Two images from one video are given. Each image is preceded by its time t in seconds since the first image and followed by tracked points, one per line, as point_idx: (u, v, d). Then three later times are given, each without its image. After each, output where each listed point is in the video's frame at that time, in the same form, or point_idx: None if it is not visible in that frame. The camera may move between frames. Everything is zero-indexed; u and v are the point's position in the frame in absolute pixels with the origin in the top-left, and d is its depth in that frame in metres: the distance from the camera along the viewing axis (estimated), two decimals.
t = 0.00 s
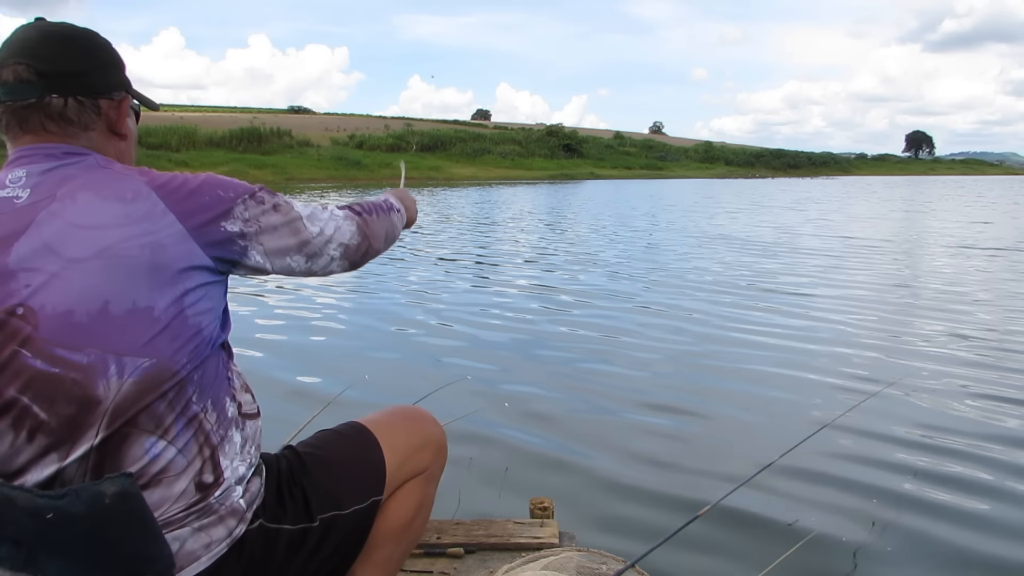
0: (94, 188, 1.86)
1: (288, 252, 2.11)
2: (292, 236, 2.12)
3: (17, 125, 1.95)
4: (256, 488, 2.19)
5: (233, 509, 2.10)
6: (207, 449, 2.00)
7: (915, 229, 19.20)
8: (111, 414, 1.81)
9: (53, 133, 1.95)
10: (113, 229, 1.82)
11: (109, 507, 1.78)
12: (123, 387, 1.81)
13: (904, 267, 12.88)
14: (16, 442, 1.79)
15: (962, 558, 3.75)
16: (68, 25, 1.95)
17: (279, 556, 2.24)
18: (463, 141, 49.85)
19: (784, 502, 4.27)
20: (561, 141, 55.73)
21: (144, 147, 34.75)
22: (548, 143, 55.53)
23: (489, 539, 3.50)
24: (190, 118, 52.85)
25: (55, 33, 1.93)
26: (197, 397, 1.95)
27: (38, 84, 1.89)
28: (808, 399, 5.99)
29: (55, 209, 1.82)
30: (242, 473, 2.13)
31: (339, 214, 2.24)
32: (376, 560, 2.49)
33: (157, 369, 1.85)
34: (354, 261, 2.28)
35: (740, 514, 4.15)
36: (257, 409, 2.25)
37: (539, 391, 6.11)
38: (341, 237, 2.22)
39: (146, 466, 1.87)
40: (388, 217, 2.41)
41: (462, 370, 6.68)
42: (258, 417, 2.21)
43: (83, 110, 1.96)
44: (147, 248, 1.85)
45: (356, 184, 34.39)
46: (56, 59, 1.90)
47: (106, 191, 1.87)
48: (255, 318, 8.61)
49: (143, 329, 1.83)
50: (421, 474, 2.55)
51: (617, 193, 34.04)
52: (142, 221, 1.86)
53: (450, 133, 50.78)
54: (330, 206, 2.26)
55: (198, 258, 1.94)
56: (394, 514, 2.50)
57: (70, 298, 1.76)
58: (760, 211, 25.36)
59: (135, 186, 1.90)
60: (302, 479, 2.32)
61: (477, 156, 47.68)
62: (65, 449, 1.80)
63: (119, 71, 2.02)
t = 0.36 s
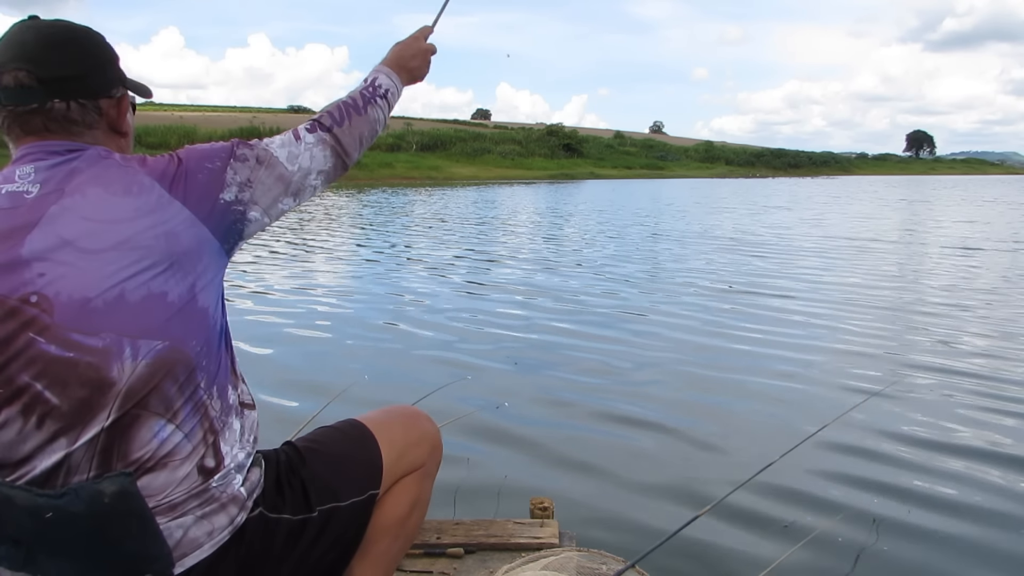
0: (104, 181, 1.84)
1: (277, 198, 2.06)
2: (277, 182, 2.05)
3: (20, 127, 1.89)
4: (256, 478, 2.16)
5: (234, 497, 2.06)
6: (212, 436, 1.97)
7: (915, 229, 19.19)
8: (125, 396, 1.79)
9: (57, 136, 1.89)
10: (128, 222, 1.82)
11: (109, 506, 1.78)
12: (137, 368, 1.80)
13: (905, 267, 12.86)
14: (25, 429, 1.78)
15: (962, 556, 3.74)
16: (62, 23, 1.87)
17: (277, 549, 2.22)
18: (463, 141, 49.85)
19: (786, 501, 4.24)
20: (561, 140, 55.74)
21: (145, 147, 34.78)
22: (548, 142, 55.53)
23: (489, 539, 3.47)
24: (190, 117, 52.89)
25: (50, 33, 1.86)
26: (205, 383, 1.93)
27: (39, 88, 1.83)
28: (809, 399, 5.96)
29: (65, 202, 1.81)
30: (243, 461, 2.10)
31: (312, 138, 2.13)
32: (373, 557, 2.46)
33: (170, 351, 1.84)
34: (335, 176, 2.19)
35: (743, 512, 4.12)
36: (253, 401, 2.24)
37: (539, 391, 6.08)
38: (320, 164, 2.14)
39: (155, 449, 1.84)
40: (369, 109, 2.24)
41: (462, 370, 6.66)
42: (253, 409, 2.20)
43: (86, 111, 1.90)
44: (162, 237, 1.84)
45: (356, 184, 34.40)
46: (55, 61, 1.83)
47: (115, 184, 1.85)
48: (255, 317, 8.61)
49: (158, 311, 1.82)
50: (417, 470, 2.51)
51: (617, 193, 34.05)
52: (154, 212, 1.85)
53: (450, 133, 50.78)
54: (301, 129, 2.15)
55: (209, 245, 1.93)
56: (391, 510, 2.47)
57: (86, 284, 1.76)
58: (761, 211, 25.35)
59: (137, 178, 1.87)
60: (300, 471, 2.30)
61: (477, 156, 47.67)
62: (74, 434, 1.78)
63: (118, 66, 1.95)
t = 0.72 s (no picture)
0: (106, 184, 1.87)
1: (284, 216, 2.09)
2: (287, 200, 2.10)
3: (25, 132, 1.95)
4: (257, 481, 2.19)
5: (233, 499, 2.09)
6: (211, 440, 2.00)
7: (915, 229, 19.23)
8: (120, 399, 1.81)
9: (57, 139, 1.93)
10: (127, 223, 1.85)
11: (109, 507, 1.81)
12: (133, 371, 1.82)
13: (903, 267, 12.89)
14: (23, 429, 1.79)
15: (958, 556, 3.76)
16: (67, 27, 1.92)
17: (278, 551, 2.24)
18: (463, 141, 49.90)
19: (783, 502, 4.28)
20: (561, 141, 55.78)
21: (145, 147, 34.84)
22: (548, 143, 55.58)
23: (489, 538, 3.49)
24: (190, 118, 52.93)
25: (56, 38, 1.91)
26: (204, 388, 1.96)
27: (37, 93, 1.88)
28: (808, 399, 5.99)
29: (67, 203, 1.83)
30: (243, 464, 2.13)
31: (325, 164, 2.18)
32: (373, 559, 2.48)
33: (167, 356, 1.86)
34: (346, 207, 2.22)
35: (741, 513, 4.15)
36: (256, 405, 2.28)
37: (539, 391, 6.11)
38: (331, 189, 2.18)
39: (152, 452, 1.87)
40: (385, 148, 2.30)
41: (462, 370, 6.69)
42: (257, 413, 2.23)
43: (85, 115, 1.94)
44: (162, 241, 1.87)
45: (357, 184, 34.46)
46: (52, 67, 1.88)
47: (118, 187, 1.88)
48: (255, 317, 8.64)
49: (155, 315, 1.84)
50: (418, 471, 2.54)
51: (616, 194, 34.08)
52: (155, 215, 1.88)
53: (450, 134, 50.82)
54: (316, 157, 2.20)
55: (208, 250, 1.96)
56: (391, 511, 2.49)
57: (85, 286, 1.78)
58: (760, 211, 25.39)
59: (143, 182, 1.90)
60: (301, 473, 2.33)
61: (476, 156, 47.72)
62: (70, 435, 1.80)
63: (122, 69, 1.98)
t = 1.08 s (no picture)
0: (146, 188, 1.98)
1: (301, 266, 2.26)
2: (309, 253, 2.27)
3: (60, 136, 2.08)
4: (262, 480, 2.18)
5: (241, 498, 2.09)
6: (223, 439, 2.02)
7: (916, 229, 19.15)
8: (134, 388, 1.83)
9: (91, 141, 2.07)
10: (160, 221, 1.94)
11: (110, 507, 1.79)
12: (149, 362, 1.84)
13: (905, 267, 12.84)
14: (36, 415, 1.80)
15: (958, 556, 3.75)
16: (101, 40, 2.07)
17: (281, 552, 2.22)
18: (463, 141, 49.80)
19: (784, 500, 4.27)
20: (561, 140, 55.69)
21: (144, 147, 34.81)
22: (548, 143, 55.47)
23: (489, 538, 3.47)
24: (190, 117, 52.90)
25: (90, 49, 2.06)
26: (217, 386, 1.98)
27: (73, 101, 2.02)
28: (808, 399, 5.98)
29: (105, 202, 1.92)
30: (253, 466, 2.14)
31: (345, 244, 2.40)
32: (375, 560, 2.46)
33: (183, 350, 1.89)
34: (351, 291, 2.41)
35: (742, 512, 4.15)
36: (268, 409, 2.32)
37: (538, 391, 6.10)
38: (344, 265, 2.37)
39: (163, 446, 1.88)
40: (391, 263, 2.54)
41: (462, 370, 6.67)
42: (269, 416, 2.27)
43: (118, 120, 2.08)
44: (191, 241, 1.96)
45: (357, 184, 34.40)
46: (87, 75, 2.02)
47: (157, 191, 1.99)
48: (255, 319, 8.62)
49: (175, 310, 1.89)
50: (420, 473, 2.52)
51: (617, 194, 34.03)
52: (187, 217, 1.98)
53: (450, 134, 50.70)
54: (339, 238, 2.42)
55: (236, 260, 2.06)
56: (394, 513, 2.47)
57: (111, 275, 1.83)
58: (761, 211, 25.32)
59: (184, 187, 2.03)
60: (304, 474, 2.30)
61: (477, 156, 47.62)
62: (83, 422, 1.81)
63: (151, 80, 2.13)
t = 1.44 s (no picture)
0: (175, 191, 2.01)
1: (322, 306, 2.27)
2: (332, 295, 2.28)
3: (108, 145, 2.15)
4: (265, 476, 2.17)
5: (248, 491, 2.09)
6: (234, 432, 2.02)
7: (917, 230, 19.12)
8: (147, 376, 1.85)
9: (138, 149, 2.13)
10: (183, 221, 1.96)
11: (111, 506, 1.83)
12: (162, 352, 1.86)
13: (905, 268, 12.83)
14: (53, 397, 1.85)
15: (957, 562, 3.76)
16: (159, 62, 2.18)
17: (284, 547, 2.22)
18: (463, 140, 49.80)
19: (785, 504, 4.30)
20: (561, 140, 55.68)
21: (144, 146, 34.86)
22: (548, 143, 55.47)
23: (489, 539, 3.48)
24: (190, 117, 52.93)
25: (147, 68, 2.16)
26: (229, 381, 1.99)
27: (126, 111, 2.11)
28: (809, 400, 5.98)
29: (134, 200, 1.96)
30: (262, 461, 2.14)
31: (376, 303, 2.43)
32: (377, 561, 2.45)
33: (196, 344, 1.90)
34: (369, 348, 2.41)
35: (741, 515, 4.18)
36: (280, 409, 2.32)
37: (540, 391, 6.10)
38: (369, 319, 2.38)
39: (172, 434, 1.89)
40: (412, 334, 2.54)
41: (463, 369, 6.68)
42: (282, 417, 2.27)
43: (164, 133, 2.15)
44: (210, 242, 1.97)
45: (357, 184, 34.43)
46: (143, 88, 2.11)
47: (185, 194, 2.02)
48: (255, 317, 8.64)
49: (190, 305, 1.90)
50: (423, 473, 2.52)
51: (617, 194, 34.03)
52: (210, 219, 1.99)
53: (450, 134, 50.68)
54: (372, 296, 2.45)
55: (254, 268, 2.06)
56: (396, 512, 2.47)
57: (130, 268, 1.87)
58: (761, 212, 25.31)
59: (210, 193, 2.04)
60: (308, 470, 2.30)
61: (477, 156, 47.62)
62: (97, 407, 1.84)
63: (199, 102, 2.22)
